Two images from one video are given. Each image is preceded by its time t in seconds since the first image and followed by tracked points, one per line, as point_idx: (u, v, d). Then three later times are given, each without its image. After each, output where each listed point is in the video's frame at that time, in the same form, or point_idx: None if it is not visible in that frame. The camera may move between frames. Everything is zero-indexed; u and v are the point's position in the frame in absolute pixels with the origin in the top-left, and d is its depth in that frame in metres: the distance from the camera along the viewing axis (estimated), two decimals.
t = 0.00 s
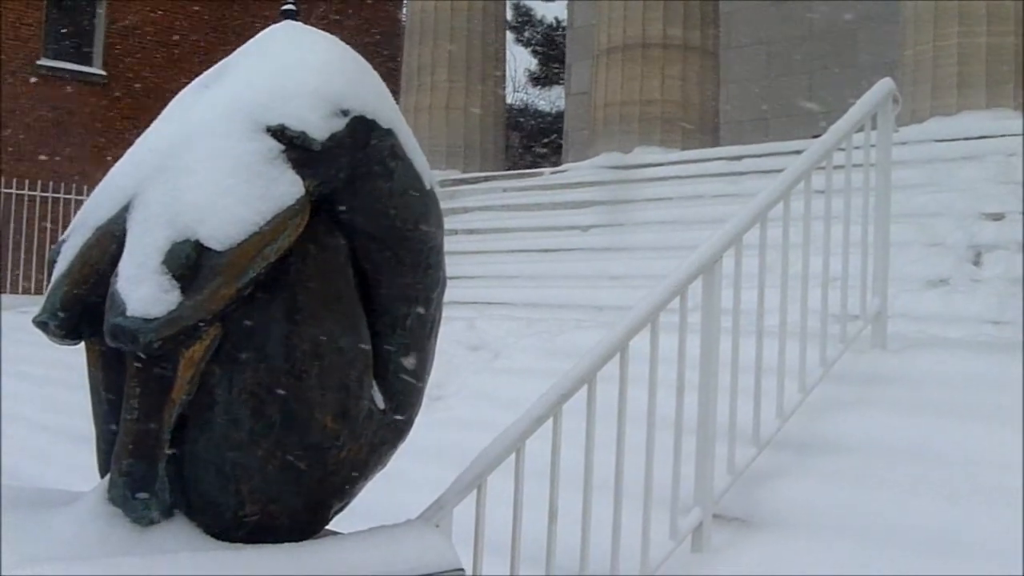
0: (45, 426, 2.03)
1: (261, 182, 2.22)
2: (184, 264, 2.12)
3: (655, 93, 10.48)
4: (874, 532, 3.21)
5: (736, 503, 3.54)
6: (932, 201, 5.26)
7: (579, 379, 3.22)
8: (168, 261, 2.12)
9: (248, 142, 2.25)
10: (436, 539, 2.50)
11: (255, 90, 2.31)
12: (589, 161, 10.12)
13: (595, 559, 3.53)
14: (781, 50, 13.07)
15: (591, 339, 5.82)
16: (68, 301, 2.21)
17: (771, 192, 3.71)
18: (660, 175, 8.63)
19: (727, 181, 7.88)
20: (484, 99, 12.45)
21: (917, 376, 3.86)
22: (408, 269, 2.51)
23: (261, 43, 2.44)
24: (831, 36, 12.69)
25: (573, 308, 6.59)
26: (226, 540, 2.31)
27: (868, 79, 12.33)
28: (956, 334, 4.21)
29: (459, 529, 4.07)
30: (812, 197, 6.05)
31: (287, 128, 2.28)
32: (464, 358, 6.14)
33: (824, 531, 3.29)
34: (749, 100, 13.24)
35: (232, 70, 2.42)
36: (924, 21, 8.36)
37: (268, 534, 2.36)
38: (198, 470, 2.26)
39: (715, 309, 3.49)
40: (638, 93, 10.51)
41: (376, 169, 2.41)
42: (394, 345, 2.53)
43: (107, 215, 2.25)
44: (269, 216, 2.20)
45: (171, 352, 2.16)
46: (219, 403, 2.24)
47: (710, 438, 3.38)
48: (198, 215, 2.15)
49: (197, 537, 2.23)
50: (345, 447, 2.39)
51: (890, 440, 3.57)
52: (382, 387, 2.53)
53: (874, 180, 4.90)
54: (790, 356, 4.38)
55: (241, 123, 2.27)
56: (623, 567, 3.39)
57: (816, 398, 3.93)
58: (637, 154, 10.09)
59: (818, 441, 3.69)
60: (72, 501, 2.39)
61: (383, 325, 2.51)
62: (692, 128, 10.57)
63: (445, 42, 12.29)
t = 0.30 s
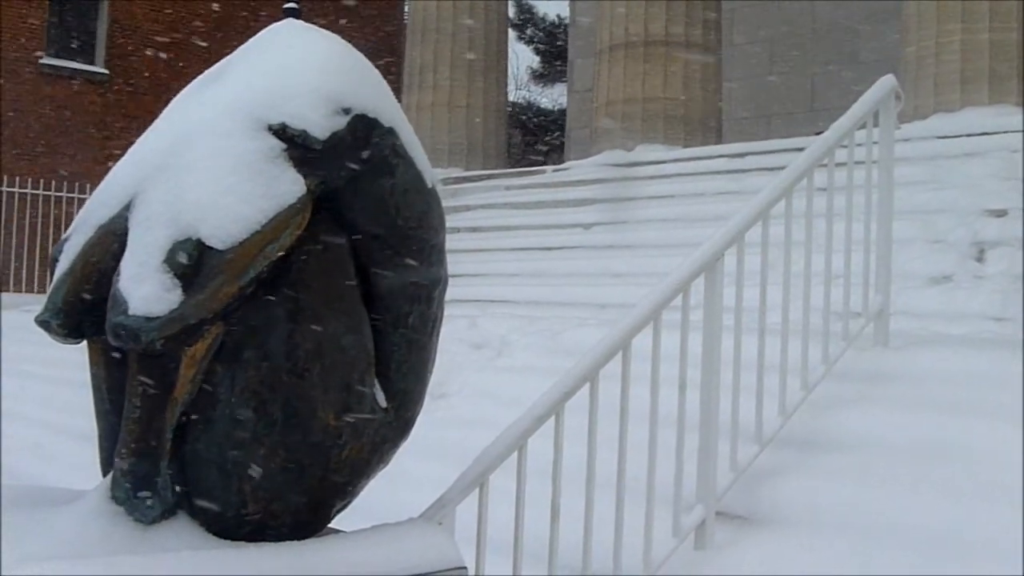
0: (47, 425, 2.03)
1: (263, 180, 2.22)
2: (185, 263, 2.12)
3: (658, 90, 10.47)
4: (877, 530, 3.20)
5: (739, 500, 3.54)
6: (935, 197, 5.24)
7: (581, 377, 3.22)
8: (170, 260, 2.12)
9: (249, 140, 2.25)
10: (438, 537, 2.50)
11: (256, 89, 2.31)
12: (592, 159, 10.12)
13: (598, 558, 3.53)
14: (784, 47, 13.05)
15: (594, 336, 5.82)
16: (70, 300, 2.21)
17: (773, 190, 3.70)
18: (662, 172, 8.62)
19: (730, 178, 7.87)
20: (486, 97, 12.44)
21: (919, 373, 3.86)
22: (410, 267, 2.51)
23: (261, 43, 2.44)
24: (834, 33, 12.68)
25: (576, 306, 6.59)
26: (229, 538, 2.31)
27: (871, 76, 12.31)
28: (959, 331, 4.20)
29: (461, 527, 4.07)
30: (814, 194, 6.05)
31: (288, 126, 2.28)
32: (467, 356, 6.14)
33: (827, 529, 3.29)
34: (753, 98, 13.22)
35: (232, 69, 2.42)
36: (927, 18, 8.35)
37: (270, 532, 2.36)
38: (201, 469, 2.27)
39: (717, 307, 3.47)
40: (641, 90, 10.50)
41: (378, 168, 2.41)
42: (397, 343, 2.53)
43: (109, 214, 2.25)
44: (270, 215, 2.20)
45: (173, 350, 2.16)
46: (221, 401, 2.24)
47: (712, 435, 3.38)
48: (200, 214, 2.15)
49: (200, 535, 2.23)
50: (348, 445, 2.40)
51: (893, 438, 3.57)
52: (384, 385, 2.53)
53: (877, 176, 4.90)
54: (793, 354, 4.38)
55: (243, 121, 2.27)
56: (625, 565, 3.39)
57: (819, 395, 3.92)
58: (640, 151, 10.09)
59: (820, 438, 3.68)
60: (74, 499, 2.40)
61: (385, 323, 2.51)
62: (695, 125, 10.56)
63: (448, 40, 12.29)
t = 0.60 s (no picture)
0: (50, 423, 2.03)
1: (265, 178, 2.22)
2: (188, 261, 2.12)
3: (660, 88, 10.45)
4: (878, 529, 3.20)
5: (740, 498, 3.57)
6: (937, 195, 5.23)
7: (584, 376, 3.22)
8: (172, 259, 2.12)
9: (252, 139, 2.25)
10: (440, 535, 2.50)
11: (258, 88, 2.31)
12: (594, 157, 10.11)
13: (600, 556, 3.53)
14: (787, 45, 13.03)
15: (597, 335, 5.82)
16: (73, 298, 2.22)
17: (776, 188, 3.69)
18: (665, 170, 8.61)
19: (733, 177, 7.86)
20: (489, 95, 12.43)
21: (922, 371, 3.85)
22: (413, 265, 2.51)
23: (263, 41, 2.44)
24: (836, 32, 12.66)
25: (579, 305, 6.59)
26: (232, 536, 2.31)
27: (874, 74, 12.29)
28: (962, 329, 4.20)
29: (464, 526, 4.07)
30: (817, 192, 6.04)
31: (291, 124, 2.28)
32: (469, 354, 6.14)
33: (829, 528, 3.29)
34: (756, 96, 13.20)
35: (234, 68, 2.42)
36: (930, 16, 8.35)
37: (272, 531, 2.36)
38: (204, 467, 2.27)
39: (720, 306, 3.46)
40: (643, 88, 10.48)
41: (381, 166, 2.41)
42: (399, 341, 2.53)
43: (111, 212, 2.26)
44: (273, 213, 2.20)
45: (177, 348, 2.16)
46: (224, 400, 2.24)
47: (714, 434, 3.38)
48: (203, 212, 2.15)
49: (202, 534, 2.23)
50: (350, 443, 2.40)
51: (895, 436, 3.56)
52: (387, 383, 2.53)
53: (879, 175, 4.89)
54: (796, 352, 4.38)
55: (245, 120, 2.27)
56: (628, 563, 3.39)
57: (822, 393, 3.92)
58: (642, 149, 10.08)
59: (822, 437, 3.68)
60: (77, 498, 2.40)
61: (388, 321, 2.51)
62: (698, 123, 10.54)
63: (450, 40, 12.28)
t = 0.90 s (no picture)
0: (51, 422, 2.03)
1: (267, 178, 2.21)
2: (190, 261, 2.12)
3: (662, 87, 10.45)
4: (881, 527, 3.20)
5: (742, 497, 3.56)
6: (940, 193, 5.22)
7: (586, 375, 3.21)
8: (174, 258, 2.12)
9: (253, 138, 2.25)
10: (443, 535, 2.50)
11: (260, 88, 2.31)
12: (595, 156, 10.11)
13: (603, 555, 3.53)
14: (789, 44, 13.03)
15: (599, 333, 5.82)
16: (75, 298, 2.22)
17: (777, 187, 3.69)
18: (666, 169, 8.61)
19: (734, 176, 7.85)
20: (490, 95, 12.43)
21: (925, 369, 3.85)
22: (415, 265, 2.51)
23: (264, 40, 2.44)
24: (838, 30, 12.65)
25: (581, 304, 6.58)
26: (233, 536, 2.31)
27: (875, 73, 12.28)
28: (964, 327, 4.19)
29: (466, 525, 4.06)
30: (819, 190, 6.04)
31: (293, 124, 2.28)
32: (471, 354, 6.14)
33: (831, 527, 3.29)
34: (758, 95, 13.20)
35: (234, 68, 2.41)
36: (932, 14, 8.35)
37: (275, 530, 2.36)
38: (205, 467, 2.27)
39: (722, 303, 3.46)
40: (645, 87, 10.48)
41: (383, 166, 2.41)
42: (402, 341, 2.52)
43: (113, 211, 2.26)
44: (275, 212, 2.19)
45: (178, 348, 2.16)
46: (226, 400, 2.24)
47: (716, 433, 3.38)
48: (204, 212, 2.15)
49: (205, 534, 2.23)
50: (352, 443, 2.39)
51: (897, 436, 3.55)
52: (389, 383, 2.53)
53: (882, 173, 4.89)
54: (797, 351, 4.38)
55: (246, 120, 2.27)
56: (631, 563, 3.39)
57: (824, 392, 3.92)
58: (643, 148, 10.07)
59: (824, 436, 3.68)
60: (78, 498, 2.40)
61: (390, 321, 2.51)
62: (699, 121, 10.54)
63: (452, 39, 12.29)
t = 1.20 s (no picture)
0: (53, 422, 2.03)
1: (270, 177, 2.21)
2: (192, 260, 2.12)
3: (664, 86, 10.45)
4: (882, 527, 3.20)
5: (745, 496, 3.55)
6: (943, 192, 5.22)
7: (589, 374, 3.21)
8: (176, 257, 2.12)
9: (256, 137, 2.25)
10: (445, 534, 2.50)
11: (262, 87, 2.31)
12: (597, 155, 10.11)
13: (606, 555, 3.52)
14: (791, 43, 13.02)
15: (601, 332, 5.81)
16: (77, 298, 2.22)
17: (779, 185, 3.68)
18: (669, 168, 8.61)
19: (737, 175, 7.84)
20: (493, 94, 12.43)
21: (927, 368, 3.84)
22: (418, 264, 2.51)
23: (266, 40, 2.44)
24: (840, 29, 12.64)
25: (584, 304, 6.58)
26: (236, 535, 2.31)
27: (877, 72, 12.27)
28: (966, 326, 4.19)
29: (469, 525, 4.05)
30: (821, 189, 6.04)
31: (295, 123, 2.28)
32: (473, 353, 6.14)
33: (832, 527, 3.29)
34: (760, 94, 13.19)
35: (236, 68, 2.42)
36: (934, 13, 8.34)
37: (278, 529, 2.36)
38: (208, 466, 2.27)
39: (725, 302, 3.45)
40: (647, 86, 10.48)
41: (385, 165, 2.41)
42: (405, 340, 2.52)
43: (116, 211, 2.26)
44: (278, 211, 2.19)
45: (181, 348, 2.16)
46: (228, 399, 2.24)
47: (719, 432, 3.37)
48: (207, 211, 2.15)
49: (208, 533, 2.23)
50: (355, 442, 2.40)
51: (899, 435, 3.54)
52: (392, 382, 2.53)
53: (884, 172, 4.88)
54: (800, 350, 4.37)
55: (248, 119, 2.27)
56: (633, 562, 3.39)
57: (826, 391, 3.91)
58: (645, 147, 10.07)
59: (827, 435, 3.68)
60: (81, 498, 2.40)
61: (393, 320, 2.51)
62: (702, 120, 10.53)
63: (454, 38, 12.28)
